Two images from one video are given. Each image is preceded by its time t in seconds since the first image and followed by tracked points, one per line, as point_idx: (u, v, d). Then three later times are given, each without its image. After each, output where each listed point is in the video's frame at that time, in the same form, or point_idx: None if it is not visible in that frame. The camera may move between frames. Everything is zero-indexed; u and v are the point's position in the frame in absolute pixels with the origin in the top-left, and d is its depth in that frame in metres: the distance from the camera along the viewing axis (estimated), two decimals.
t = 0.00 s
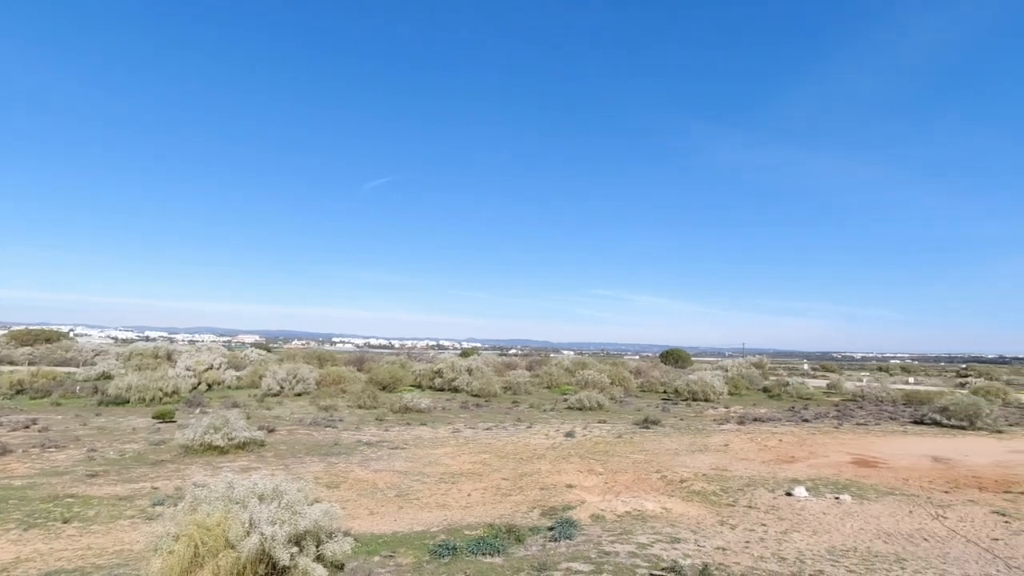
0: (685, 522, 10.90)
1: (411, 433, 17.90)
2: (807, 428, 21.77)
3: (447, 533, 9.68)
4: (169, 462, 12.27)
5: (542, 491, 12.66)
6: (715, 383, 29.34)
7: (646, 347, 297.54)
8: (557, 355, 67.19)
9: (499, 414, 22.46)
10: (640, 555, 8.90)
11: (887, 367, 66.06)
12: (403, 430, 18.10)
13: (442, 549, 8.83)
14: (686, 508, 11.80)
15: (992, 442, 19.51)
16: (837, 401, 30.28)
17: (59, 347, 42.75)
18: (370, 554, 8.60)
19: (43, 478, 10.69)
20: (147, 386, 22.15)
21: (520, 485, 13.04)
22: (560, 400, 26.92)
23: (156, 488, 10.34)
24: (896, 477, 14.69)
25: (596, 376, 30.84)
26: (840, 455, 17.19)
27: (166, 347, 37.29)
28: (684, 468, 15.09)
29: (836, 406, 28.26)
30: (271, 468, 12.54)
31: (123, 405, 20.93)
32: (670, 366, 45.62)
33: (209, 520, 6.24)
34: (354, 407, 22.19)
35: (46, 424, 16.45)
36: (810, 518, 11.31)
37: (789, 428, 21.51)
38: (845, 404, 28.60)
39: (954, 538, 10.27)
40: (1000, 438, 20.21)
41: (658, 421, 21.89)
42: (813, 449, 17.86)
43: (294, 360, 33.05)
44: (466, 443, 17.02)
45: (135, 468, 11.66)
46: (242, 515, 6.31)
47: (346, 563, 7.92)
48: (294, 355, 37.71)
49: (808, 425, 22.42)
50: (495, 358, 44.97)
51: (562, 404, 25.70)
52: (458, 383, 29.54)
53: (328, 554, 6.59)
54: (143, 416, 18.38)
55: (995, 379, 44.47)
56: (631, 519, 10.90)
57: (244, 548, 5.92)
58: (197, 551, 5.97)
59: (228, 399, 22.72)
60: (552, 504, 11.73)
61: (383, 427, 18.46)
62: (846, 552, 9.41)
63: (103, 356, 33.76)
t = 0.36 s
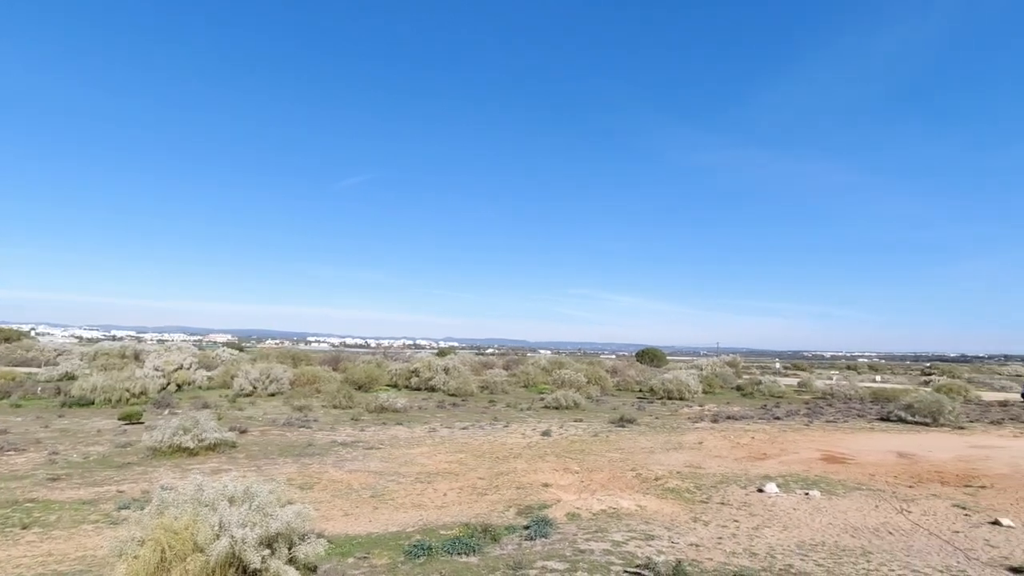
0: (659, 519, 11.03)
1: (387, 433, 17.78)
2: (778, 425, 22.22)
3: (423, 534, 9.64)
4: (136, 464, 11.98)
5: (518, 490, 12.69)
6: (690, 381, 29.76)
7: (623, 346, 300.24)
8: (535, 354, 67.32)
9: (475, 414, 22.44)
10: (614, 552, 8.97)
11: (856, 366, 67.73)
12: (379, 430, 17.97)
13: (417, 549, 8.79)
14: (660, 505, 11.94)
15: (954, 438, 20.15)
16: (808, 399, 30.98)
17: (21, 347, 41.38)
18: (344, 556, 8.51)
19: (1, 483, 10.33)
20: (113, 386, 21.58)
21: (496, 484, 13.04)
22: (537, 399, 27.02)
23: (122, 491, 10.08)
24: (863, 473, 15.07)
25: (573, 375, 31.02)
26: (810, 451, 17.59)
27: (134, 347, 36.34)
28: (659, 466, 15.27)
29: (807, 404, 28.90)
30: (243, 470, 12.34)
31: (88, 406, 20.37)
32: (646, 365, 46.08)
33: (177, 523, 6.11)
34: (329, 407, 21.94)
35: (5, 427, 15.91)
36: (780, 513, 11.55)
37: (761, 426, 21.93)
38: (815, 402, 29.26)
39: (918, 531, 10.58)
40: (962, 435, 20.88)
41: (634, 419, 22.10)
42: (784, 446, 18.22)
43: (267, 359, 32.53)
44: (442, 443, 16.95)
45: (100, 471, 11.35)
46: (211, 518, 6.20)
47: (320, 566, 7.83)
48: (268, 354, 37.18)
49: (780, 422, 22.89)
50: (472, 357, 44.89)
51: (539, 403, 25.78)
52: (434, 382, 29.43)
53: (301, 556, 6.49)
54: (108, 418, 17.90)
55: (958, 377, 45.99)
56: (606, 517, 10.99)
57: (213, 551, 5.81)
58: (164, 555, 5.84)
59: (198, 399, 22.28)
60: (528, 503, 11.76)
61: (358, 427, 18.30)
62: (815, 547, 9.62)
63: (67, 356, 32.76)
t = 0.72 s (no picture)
0: (632, 516, 11.15)
1: (361, 432, 17.62)
2: (749, 423, 22.66)
3: (396, 534, 9.57)
4: (99, 467, 11.64)
5: (492, 488, 12.70)
6: (663, 380, 30.15)
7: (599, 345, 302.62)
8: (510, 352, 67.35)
9: (450, 413, 22.37)
10: (588, 549, 9.05)
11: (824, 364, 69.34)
12: (353, 430, 17.80)
13: (390, 549, 8.73)
14: (633, 502, 12.08)
15: (916, 434, 20.79)
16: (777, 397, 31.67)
17: None
18: (315, 557, 8.41)
19: None
20: (76, 386, 20.93)
21: (471, 483, 13.03)
22: (512, 398, 27.07)
23: (83, 494, 9.79)
24: (830, 468, 15.46)
25: (548, 374, 31.16)
26: (779, 448, 17.99)
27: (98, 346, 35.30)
28: (633, 464, 15.44)
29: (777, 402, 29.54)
30: (211, 471, 12.09)
31: (49, 407, 19.73)
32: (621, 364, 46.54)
33: (140, 526, 5.95)
34: (301, 406, 21.64)
35: None
36: (750, 509, 11.79)
37: (732, 423, 22.33)
38: (784, 400, 29.92)
39: (881, 524, 10.91)
40: (923, 430, 21.58)
41: (608, 417, 22.28)
42: (754, 443, 18.58)
43: (238, 358, 31.89)
44: (416, 442, 16.86)
45: (60, 474, 11.00)
46: (177, 521, 6.07)
47: (291, 568, 7.72)
48: (239, 353, 36.46)
49: (750, 420, 23.35)
50: (448, 356, 44.73)
51: (514, 402, 25.83)
52: (409, 381, 29.26)
53: (271, 558, 6.39)
54: (69, 419, 17.35)
55: (921, 375, 47.50)
56: (580, 515, 11.07)
57: (179, 554, 5.68)
58: (128, 560, 5.68)
59: (166, 399, 21.76)
60: (503, 501, 11.78)
61: (331, 427, 18.09)
62: (783, 541, 9.84)
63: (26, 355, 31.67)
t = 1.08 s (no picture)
0: (605, 513, 11.25)
1: (334, 432, 17.41)
2: (721, 420, 23.06)
3: (369, 534, 9.49)
4: (59, 470, 11.26)
5: (467, 487, 12.67)
6: (637, 378, 30.49)
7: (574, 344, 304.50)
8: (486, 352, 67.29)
9: (425, 412, 22.26)
10: (562, 547, 9.10)
11: (793, 363, 70.98)
12: (326, 430, 17.58)
13: (362, 550, 8.65)
14: (607, 500, 12.20)
15: (880, 430, 21.41)
16: (748, 395, 32.30)
17: None
18: (286, 559, 8.28)
19: None
20: (35, 387, 20.20)
21: (446, 482, 12.98)
22: (488, 397, 27.04)
23: (42, 498, 9.46)
24: (798, 465, 15.83)
25: (524, 373, 31.23)
26: (749, 445, 18.36)
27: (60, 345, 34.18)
28: (607, 462, 15.58)
29: (748, 400, 30.12)
30: (178, 473, 11.81)
31: (6, 408, 19.01)
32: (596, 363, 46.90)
33: (103, 530, 5.79)
34: (272, 406, 21.28)
35: None
36: (721, 505, 11.99)
37: (704, 421, 22.71)
38: (755, 398, 30.53)
39: (846, 518, 11.21)
40: (886, 427, 22.24)
41: (583, 416, 22.43)
42: (726, 440, 18.91)
43: (207, 358, 31.18)
44: (390, 442, 16.73)
45: (16, 478, 10.61)
46: (142, 525, 5.92)
47: (260, 571, 7.58)
48: (208, 352, 35.65)
49: (722, 418, 23.76)
50: (423, 355, 44.47)
51: (490, 401, 25.81)
52: (384, 380, 29.02)
53: (240, 561, 6.26)
54: (28, 420, 16.74)
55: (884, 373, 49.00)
56: (554, 513, 11.13)
57: (143, 559, 5.53)
58: (88, 566, 5.51)
59: (131, 400, 21.17)
60: (477, 500, 11.77)
61: (303, 427, 17.84)
62: (752, 536, 10.04)
63: None
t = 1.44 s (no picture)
0: (580, 513, 11.32)
1: (307, 433, 17.18)
2: (694, 420, 23.40)
3: (342, 536, 9.39)
4: (17, 474, 10.89)
5: (442, 488, 12.62)
6: (613, 378, 30.78)
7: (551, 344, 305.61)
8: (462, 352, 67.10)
9: (401, 413, 22.10)
10: (537, 547, 9.12)
11: (764, 364, 72.40)
12: (299, 431, 17.33)
13: (335, 552, 8.55)
14: (582, 499, 12.27)
15: (848, 429, 21.96)
16: (721, 394, 32.83)
17: None
18: (257, 563, 8.14)
19: None
20: None
21: (421, 483, 12.91)
22: (464, 397, 26.98)
23: None
24: (769, 463, 16.14)
25: (500, 373, 31.24)
26: (722, 444, 18.66)
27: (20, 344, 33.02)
28: (582, 462, 15.68)
29: (721, 399, 30.61)
30: (145, 476, 11.52)
31: None
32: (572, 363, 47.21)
33: (64, 535, 5.61)
34: (244, 407, 20.90)
35: None
36: (694, 503, 12.17)
37: (678, 420, 23.00)
38: (727, 398, 31.05)
39: (814, 515, 11.46)
40: (854, 426, 22.82)
41: (559, 416, 22.53)
42: (699, 439, 19.19)
43: (176, 358, 30.48)
44: (365, 442, 16.57)
45: None
46: (105, 530, 5.76)
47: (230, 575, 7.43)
48: (177, 351, 34.85)
49: (695, 417, 24.10)
50: (399, 355, 44.18)
51: (466, 401, 25.75)
52: (359, 381, 28.73)
53: (208, 566, 6.13)
54: None
55: (852, 373, 50.30)
56: (529, 513, 11.16)
57: (107, 564, 5.38)
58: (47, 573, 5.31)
59: (95, 401, 20.58)
60: (453, 501, 11.74)
61: (276, 428, 17.55)
62: (724, 534, 10.20)
63: None
